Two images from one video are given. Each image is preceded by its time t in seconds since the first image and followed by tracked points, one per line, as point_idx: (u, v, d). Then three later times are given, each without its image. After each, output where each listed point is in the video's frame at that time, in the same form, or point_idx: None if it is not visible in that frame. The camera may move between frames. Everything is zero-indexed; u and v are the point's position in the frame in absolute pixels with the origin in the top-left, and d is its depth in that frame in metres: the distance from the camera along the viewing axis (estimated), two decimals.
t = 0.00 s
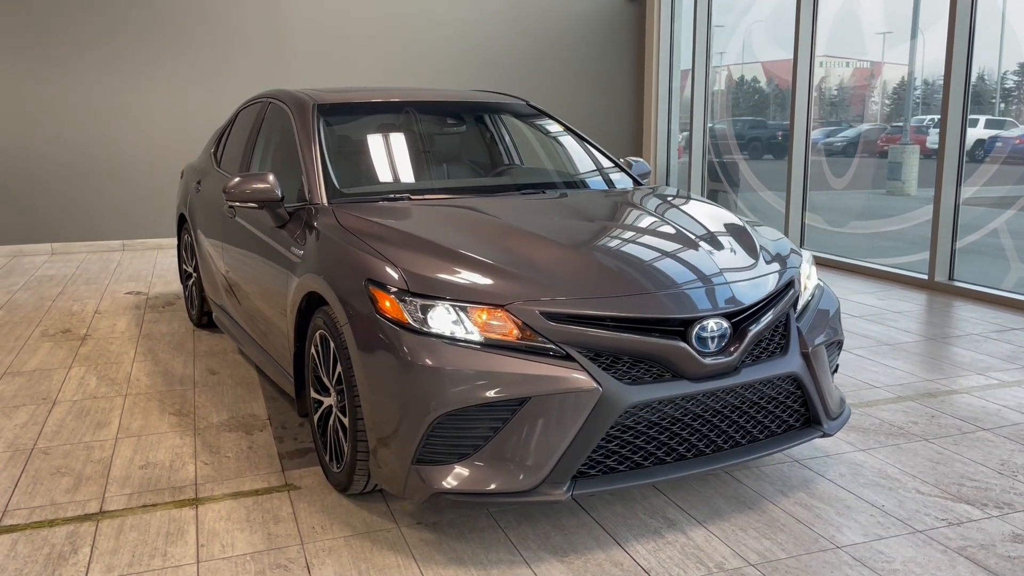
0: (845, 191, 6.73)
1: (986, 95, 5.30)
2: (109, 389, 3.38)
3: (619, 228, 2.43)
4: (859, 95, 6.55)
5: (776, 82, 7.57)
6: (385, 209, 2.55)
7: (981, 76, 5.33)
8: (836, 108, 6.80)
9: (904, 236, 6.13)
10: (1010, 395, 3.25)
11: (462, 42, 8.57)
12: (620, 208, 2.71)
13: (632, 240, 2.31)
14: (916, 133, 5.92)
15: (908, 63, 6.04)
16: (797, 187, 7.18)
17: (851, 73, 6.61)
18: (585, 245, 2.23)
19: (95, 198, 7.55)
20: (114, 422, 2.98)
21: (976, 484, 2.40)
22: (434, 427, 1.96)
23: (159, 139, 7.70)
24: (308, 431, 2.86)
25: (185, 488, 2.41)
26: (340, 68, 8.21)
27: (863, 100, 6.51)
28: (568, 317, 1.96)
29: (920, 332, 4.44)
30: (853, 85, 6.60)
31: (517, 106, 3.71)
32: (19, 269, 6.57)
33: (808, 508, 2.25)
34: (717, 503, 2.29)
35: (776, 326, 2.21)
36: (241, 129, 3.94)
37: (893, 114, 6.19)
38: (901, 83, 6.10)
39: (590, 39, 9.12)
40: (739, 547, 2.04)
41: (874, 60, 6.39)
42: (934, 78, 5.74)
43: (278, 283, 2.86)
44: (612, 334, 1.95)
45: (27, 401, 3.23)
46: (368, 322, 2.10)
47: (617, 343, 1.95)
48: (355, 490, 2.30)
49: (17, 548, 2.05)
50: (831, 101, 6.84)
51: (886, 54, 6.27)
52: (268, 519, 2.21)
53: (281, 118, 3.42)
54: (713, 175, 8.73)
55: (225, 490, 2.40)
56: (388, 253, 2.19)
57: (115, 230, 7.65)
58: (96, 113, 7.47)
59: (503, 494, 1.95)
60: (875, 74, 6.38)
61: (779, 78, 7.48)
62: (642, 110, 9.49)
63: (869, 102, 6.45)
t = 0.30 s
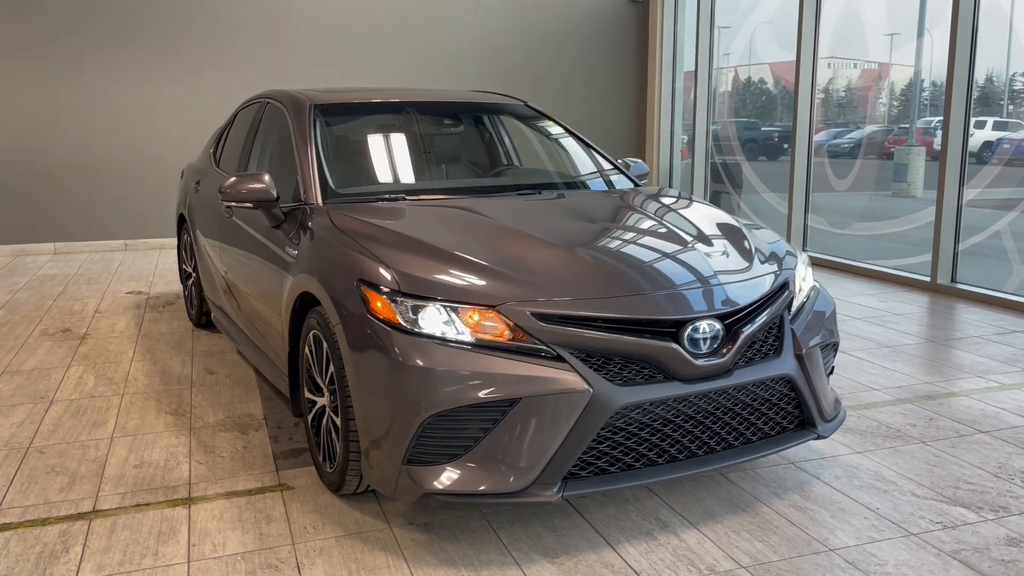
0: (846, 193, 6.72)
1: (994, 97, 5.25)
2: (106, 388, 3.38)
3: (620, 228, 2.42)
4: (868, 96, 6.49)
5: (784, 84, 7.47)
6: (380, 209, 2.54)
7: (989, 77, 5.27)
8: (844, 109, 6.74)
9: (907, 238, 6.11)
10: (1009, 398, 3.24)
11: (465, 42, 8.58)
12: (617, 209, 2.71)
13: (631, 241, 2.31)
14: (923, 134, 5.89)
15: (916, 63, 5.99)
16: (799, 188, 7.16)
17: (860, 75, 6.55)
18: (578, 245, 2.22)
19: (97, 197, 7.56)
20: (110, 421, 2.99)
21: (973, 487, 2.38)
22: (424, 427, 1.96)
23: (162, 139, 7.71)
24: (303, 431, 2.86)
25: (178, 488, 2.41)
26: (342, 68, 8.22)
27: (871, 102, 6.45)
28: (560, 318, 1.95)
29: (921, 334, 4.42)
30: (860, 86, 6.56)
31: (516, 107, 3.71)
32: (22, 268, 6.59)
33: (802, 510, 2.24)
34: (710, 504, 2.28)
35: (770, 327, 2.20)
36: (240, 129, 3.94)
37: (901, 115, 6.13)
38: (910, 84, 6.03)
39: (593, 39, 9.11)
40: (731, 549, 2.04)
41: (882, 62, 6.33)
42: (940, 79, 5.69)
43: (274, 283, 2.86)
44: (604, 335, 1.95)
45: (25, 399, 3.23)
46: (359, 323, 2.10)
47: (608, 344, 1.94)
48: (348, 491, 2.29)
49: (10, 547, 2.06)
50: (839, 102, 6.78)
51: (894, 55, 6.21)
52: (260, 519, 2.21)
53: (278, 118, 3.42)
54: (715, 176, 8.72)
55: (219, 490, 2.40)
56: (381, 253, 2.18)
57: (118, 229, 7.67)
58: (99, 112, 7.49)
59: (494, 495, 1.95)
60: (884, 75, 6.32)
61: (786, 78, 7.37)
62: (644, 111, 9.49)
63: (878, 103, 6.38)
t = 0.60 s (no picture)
0: (850, 194, 6.68)
1: (1004, 98, 5.17)
2: (104, 387, 3.40)
3: (620, 229, 2.42)
4: (877, 97, 6.38)
5: (793, 84, 7.34)
6: (375, 210, 2.55)
7: (999, 78, 5.20)
8: (854, 110, 6.64)
9: (910, 240, 6.08)
10: (1008, 401, 3.22)
11: (468, 42, 8.58)
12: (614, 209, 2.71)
13: (630, 241, 2.31)
14: (931, 136, 5.79)
15: (924, 64, 5.92)
16: (803, 189, 7.13)
17: (869, 75, 6.45)
18: (571, 245, 2.22)
19: (101, 196, 7.59)
20: (107, 419, 3.00)
21: (967, 490, 2.37)
22: (414, 427, 1.96)
23: (165, 139, 7.74)
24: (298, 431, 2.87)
25: (172, 486, 2.42)
26: (345, 68, 8.23)
27: (881, 103, 6.34)
28: (551, 319, 1.95)
29: (922, 336, 4.40)
30: (870, 87, 6.45)
31: (515, 107, 3.71)
32: (25, 267, 6.62)
33: (795, 513, 2.24)
34: (702, 506, 2.28)
35: (763, 329, 2.19)
36: (240, 129, 3.95)
37: (909, 116, 6.04)
38: (921, 85, 5.93)
39: (597, 40, 9.10)
40: (722, 551, 2.03)
41: (892, 62, 6.22)
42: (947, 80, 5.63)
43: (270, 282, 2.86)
44: (594, 335, 1.94)
45: (23, 397, 3.25)
46: (350, 322, 2.10)
47: (598, 345, 1.94)
48: (340, 490, 2.30)
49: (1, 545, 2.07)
50: (848, 103, 6.68)
51: (903, 56, 6.11)
52: (252, 518, 2.22)
53: (277, 118, 3.43)
54: (719, 177, 8.68)
55: (212, 488, 2.41)
56: (374, 253, 2.18)
57: (121, 228, 7.70)
58: (103, 112, 7.52)
59: (484, 496, 1.95)
60: (893, 76, 6.20)
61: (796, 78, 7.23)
62: (648, 111, 9.47)
63: (887, 105, 6.28)
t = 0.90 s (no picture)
0: (854, 196, 6.66)
1: (1013, 100, 5.11)
2: (105, 384, 3.41)
3: (623, 229, 2.42)
4: (885, 99, 6.33)
5: (801, 85, 7.27)
6: (374, 209, 2.55)
7: (1008, 80, 5.13)
8: (861, 111, 6.59)
9: (914, 242, 6.05)
10: (1010, 404, 3.20)
11: (473, 43, 8.58)
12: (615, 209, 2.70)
13: (633, 241, 2.31)
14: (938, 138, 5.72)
15: (932, 65, 5.87)
16: (806, 190, 7.11)
17: (878, 76, 6.39)
18: (568, 246, 2.22)
19: (106, 195, 7.63)
20: (106, 417, 3.01)
21: (965, 493, 2.36)
22: (408, 426, 1.96)
23: (170, 138, 7.76)
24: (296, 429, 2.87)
25: (169, 484, 2.43)
26: (350, 68, 8.24)
27: (888, 104, 6.28)
28: (546, 318, 1.95)
29: (925, 338, 4.38)
30: (878, 88, 6.39)
31: (517, 107, 3.70)
32: (30, 264, 6.65)
33: (791, 514, 2.23)
34: (698, 507, 2.27)
35: (759, 330, 2.18)
36: (242, 127, 3.95)
37: (917, 118, 5.99)
38: (929, 86, 5.87)
39: (601, 40, 9.09)
40: (717, 553, 2.02)
41: (900, 63, 6.16)
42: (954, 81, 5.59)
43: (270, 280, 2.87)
44: (589, 335, 1.94)
45: (24, 395, 3.27)
46: (346, 321, 2.10)
47: (593, 346, 1.94)
48: (336, 489, 2.30)
49: None
50: (856, 104, 6.62)
51: (911, 57, 6.05)
52: (248, 516, 2.22)
53: (278, 116, 3.43)
54: (724, 178, 8.65)
55: (209, 486, 2.42)
56: (370, 252, 2.18)
57: (126, 227, 7.73)
58: (108, 111, 7.55)
59: (478, 495, 1.95)
60: (901, 77, 6.15)
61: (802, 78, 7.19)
62: (653, 112, 9.46)
63: (895, 106, 6.22)
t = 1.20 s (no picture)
0: (861, 198, 6.63)
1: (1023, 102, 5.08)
2: (107, 383, 3.41)
3: (629, 231, 2.41)
4: (894, 100, 6.29)
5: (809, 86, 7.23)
6: (375, 209, 2.54)
7: (1018, 82, 5.10)
8: (869, 113, 6.55)
9: (921, 244, 6.03)
10: (1016, 408, 3.18)
11: (478, 43, 8.57)
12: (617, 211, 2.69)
13: (638, 243, 2.30)
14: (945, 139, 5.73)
15: (940, 65, 5.83)
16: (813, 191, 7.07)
17: (887, 78, 6.34)
18: (570, 247, 2.21)
19: (112, 194, 7.65)
20: (108, 416, 3.01)
21: (969, 498, 2.34)
22: (407, 428, 1.95)
23: (176, 137, 7.78)
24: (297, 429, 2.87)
25: (169, 484, 2.43)
26: (355, 68, 8.24)
27: (897, 105, 6.24)
28: (546, 320, 1.94)
29: (930, 341, 4.36)
30: (887, 90, 6.35)
31: (523, 107, 3.69)
32: (36, 263, 6.68)
33: (792, 519, 2.21)
34: (700, 510, 2.26)
35: (761, 333, 2.17)
36: (246, 127, 3.95)
37: (925, 120, 5.96)
38: (938, 88, 5.83)
39: (607, 41, 9.07)
40: (717, 557, 2.01)
41: (909, 64, 6.11)
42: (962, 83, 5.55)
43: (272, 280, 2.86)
44: (590, 337, 1.93)
45: (27, 393, 3.27)
46: (345, 322, 2.09)
47: (593, 348, 1.93)
48: (335, 490, 2.29)
49: None
50: (863, 106, 6.58)
51: (920, 58, 6.00)
52: (247, 517, 2.22)
53: (281, 116, 3.43)
54: (730, 179, 8.62)
55: (209, 487, 2.41)
56: (371, 252, 2.18)
57: (132, 226, 7.75)
58: (114, 110, 7.57)
59: (477, 497, 1.94)
60: (910, 78, 6.11)
61: (809, 80, 7.14)
62: (659, 112, 9.43)
63: (904, 107, 6.18)
